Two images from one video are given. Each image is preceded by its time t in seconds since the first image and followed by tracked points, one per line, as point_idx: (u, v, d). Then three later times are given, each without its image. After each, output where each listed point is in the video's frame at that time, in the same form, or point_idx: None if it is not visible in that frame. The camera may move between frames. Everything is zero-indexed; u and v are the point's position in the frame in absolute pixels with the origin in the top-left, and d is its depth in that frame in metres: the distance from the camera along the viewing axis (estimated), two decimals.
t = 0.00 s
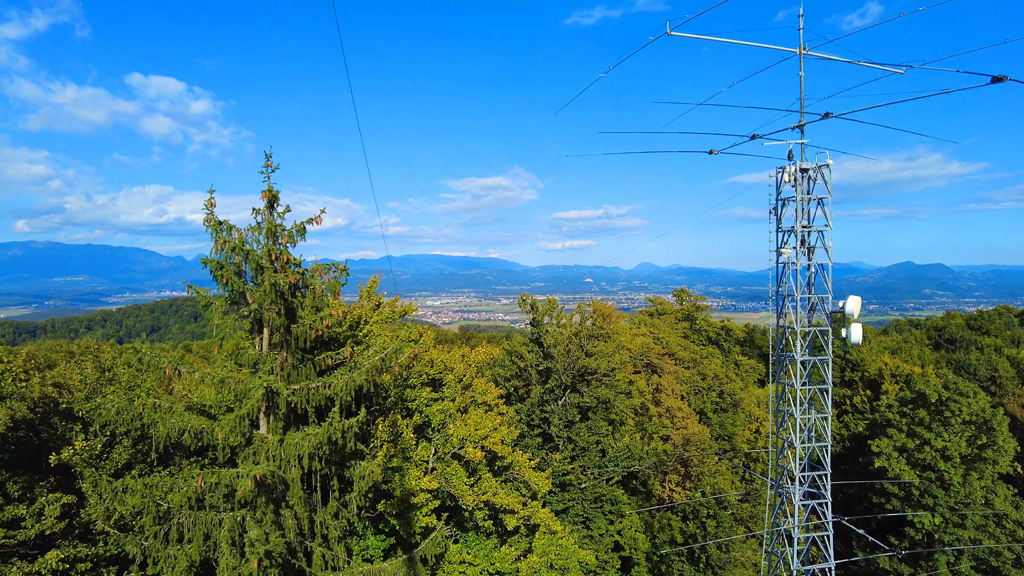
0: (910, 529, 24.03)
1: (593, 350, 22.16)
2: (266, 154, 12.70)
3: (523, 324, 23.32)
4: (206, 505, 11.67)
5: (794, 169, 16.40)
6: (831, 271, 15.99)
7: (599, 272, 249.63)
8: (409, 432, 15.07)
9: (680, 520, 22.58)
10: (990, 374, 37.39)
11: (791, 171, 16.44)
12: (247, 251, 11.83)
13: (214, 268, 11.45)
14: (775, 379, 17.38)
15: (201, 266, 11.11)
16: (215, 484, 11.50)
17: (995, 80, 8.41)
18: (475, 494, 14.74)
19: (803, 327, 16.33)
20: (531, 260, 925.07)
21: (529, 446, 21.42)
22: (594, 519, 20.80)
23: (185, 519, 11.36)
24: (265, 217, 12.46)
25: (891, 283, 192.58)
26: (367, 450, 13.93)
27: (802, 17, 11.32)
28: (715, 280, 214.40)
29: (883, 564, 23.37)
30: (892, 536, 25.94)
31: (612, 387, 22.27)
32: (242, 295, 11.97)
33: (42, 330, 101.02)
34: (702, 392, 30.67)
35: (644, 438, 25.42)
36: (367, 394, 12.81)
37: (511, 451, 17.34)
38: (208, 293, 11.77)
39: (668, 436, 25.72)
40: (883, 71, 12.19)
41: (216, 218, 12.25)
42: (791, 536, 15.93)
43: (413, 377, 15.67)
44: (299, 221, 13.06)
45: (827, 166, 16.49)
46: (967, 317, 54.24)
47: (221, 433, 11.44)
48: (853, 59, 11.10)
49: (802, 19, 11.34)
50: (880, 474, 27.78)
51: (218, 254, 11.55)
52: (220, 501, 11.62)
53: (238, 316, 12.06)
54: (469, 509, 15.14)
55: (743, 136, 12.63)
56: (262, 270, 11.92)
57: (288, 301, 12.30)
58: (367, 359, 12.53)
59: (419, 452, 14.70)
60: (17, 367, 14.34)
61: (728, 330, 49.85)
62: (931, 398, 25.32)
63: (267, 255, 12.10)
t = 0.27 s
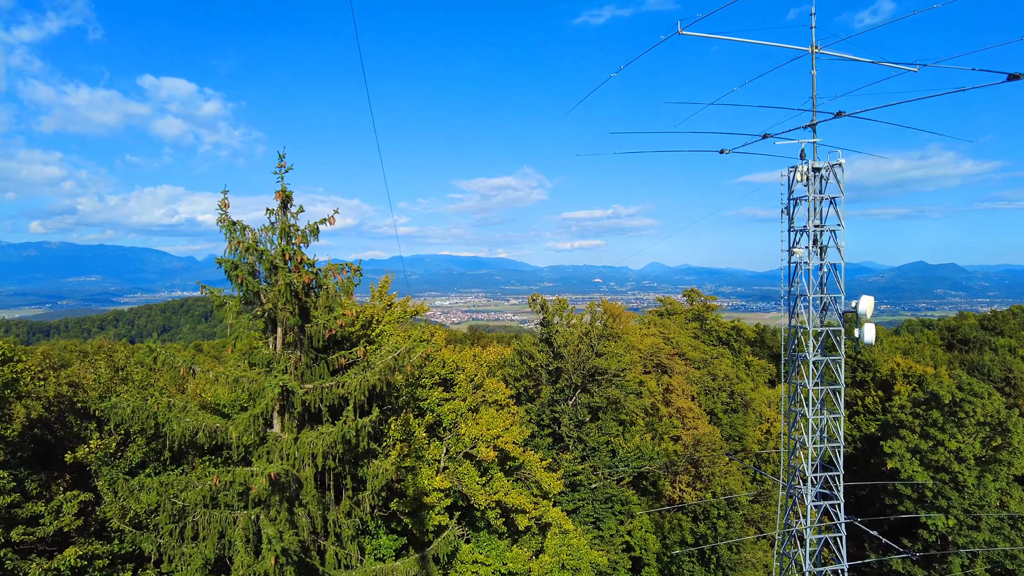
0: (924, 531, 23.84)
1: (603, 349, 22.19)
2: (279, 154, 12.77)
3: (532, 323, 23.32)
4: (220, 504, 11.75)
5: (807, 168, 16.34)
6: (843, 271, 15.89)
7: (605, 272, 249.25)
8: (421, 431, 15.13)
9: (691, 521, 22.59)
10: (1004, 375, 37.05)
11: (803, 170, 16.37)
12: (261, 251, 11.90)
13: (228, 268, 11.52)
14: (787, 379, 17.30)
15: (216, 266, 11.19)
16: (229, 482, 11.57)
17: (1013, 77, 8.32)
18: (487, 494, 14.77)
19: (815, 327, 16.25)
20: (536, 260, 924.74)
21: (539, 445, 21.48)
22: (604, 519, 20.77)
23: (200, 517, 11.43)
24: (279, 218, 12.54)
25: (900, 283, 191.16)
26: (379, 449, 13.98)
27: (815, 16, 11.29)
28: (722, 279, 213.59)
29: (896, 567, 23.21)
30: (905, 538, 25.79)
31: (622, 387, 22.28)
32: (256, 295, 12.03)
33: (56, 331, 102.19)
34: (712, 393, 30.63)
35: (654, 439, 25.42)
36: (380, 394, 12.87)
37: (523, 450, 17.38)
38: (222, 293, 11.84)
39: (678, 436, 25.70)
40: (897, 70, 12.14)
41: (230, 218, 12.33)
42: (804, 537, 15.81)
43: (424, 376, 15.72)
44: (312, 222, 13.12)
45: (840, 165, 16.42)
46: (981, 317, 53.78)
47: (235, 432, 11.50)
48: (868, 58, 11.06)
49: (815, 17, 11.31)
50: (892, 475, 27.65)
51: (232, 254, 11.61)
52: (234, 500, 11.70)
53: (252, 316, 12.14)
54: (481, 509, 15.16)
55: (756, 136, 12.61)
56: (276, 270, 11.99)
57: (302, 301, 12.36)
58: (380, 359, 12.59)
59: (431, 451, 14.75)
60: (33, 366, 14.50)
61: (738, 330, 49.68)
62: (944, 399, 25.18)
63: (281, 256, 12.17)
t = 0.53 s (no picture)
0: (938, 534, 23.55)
1: (613, 350, 22.20)
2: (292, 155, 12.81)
3: (543, 323, 23.56)
4: (233, 502, 11.81)
5: (819, 167, 16.26)
6: (856, 271, 15.78)
7: (613, 272, 248.87)
8: (433, 431, 15.17)
9: (702, 522, 22.56)
10: (1019, 375, 36.68)
11: (816, 169, 16.30)
12: (274, 251, 11.96)
13: (241, 268, 11.56)
14: (799, 380, 17.20)
15: (230, 266, 11.25)
16: (242, 481, 11.64)
17: None
18: (499, 493, 14.77)
19: (827, 327, 16.16)
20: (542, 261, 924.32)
21: (549, 446, 21.54)
22: (615, 519, 20.75)
23: (214, 516, 11.53)
24: (291, 218, 12.58)
25: (911, 283, 189.61)
26: (391, 448, 14.04)
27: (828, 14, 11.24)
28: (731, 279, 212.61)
29: (909, 569, 22.93)
30: (919, 540, 25.60)
31: (632, 387, 22.26)
32: (269, 295, 12.08)
33: (69, 330, 103.54)
34: (722, 393, 30.60)
35: (665, 439, 25.42)
36: (392, 393, 12.91)
37: (534, 450, 17.40)
38: (235, 293, 11.90)
39: (688, 437, 25.68)
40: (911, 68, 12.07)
41: (243, 219, 12.39)
42: (816, 539, 15.68)
43: (436, 376, 15.77)
44: (324, 222, 13.16)
45: (852, 164, 16.32)
46: (995, 317, 53.29)
47: (248, 431, 11.56)
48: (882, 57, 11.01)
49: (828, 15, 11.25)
50: (905, 477, 27.48)
51: (246, 254, 11.67)
52: (247, 498, 11.77)
53: (265, 315, 12.21)
54: (492, 508, 15.16)
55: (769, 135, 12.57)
56: (289, 270, 12.04)
57: (314, 300, 12.40)
58: (392, 359, 12.63)
59: (443, 451, 14.80)
60: (50, 365, 14.68)
61: (749, 331, 49.53)
62: (959, 400, 25.02)
63: (293, 256, 12.22)
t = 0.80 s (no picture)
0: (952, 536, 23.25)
1: (624, 349, 22.18)
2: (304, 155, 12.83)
3: (553, 323, 23.64)
4: (246, 500, 11.87)
5: (832, 166, 16.14)
6: (870, 270, 15.64)
7: (620, 272, 248.48)
8: (444, 430, 15.20)
9: (713, 522, 22.42)
10: None
11: (829, 168, 16.16)
12: (286, 250, 12.00)
13: (254, 267, 11.58)
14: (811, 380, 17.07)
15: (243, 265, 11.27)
16: (255, 479, 11.70)
17: None
18: (510, 493, 14.75)
19: (840, 327, 16.03)
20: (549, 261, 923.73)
21: (560, 445, 21.58)
22: (625, 519, 20.74)
23: (227, 514, 11.59)
24: (303, 217, 12.62)
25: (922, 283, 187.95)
26: (403, 447, 14.07)
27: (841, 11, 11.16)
28: (739, 279, 211.67)
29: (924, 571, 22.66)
30: (933, 542, 25.37)
31: (642, 387, 22.18)
32: (281, 294, 12.12)
33: (83, 330, 105.00)
34: (733, 393, 30.55)
35: (676, 439, 25.39)
36: (404, 392, 12.93)
37: (545, 450, 17.41)
38: (248, 292, 11.96)
39: (699, 437, 25.62)
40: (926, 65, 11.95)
41: (255, 218, 12.42)
42: (829, 540, 15.52)
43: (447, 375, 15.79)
44: (335, 221, 13.18)
45: (866, 162, 16.17)
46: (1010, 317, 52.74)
47: (261, 429, 11.61)
48: (898, 55, 10.91)
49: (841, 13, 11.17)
50: (919, 478, 27.27)
51: (258, 253, 11.72)
52: (259, 496, 11.82)
53: (277, 314, 12.25)
54: (503, 508, 15.13)
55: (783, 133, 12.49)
56: (301, 269, 12.07)
57: (326, 299, 12.43)
58: (404, 358, 12.65)
59: (454, 450, 14.83)
60: (65, 364, 14.83)
61: (760, 330, 49.33)
62: (974, 401, 24.83)
63: (305, 255, 12.26)
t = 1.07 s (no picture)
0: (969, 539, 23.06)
1: (637, 349, 22.12)
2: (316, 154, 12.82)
3: (565, 322, 23.69)
4: (259, 499, 11.93)
5: (847, 164, 15.96)
6: (885, 269, 15.44)
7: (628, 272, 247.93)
8: (457, 429, 15.22)
9: (725, 522, 22.33)
10: None
11: (844, 165, 15.99)
12: (299, 249, 12.03)
13: (267, 266, 11.63)
14: (825, 380, 16.91)
15: (256, 264, 11.31)
16: (269, 477, 11.76)
17: None
18: (523, 492, 14.74)
19: (855, 326, 15.86)
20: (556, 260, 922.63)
21: (571, 445, 21.64)
22: (637, 519, 20.83)
23: (241, 511, 11.69)
24: (316, 216, 12.63)
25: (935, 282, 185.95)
26: (415, 446, 14.10)
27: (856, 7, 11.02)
28: (748, 278, 210.37)
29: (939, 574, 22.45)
30: (949, 545, 25.12)
31: (655, 387, 21.96)
32: (294, 293, 12.15)
33: (99, 329, 106.44)
34: (745, 393, 30.48)
35: (687, 439, 25.33)
36: (416, 390, 12.94)
37: (558, 450, 17.41)
38: (261, 291, 12.00)
39: (711, 437, 25.54)
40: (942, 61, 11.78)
41: (268, 217, 12.44)
42: (844, 541, 15.34)
43: (459, 374, 15.81)
44: (348, 220, 13.17)
45: (882, 160, 15.97)
46: None
47: (274, 427, 11.67)
48: (917, 51, 10.77)
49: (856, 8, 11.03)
50: (935, 479, 27.01)
51: (272, 252, 11.75)
52: (273, 495, 11.89)
53: (290, 313, 12.29)
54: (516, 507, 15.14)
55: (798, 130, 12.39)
56: (314, 268, 12.08)
57: (339, 298, 12.44)
58: (416, 357, 12.66)
59: (467, 449, 14.85)
60: (82, 362, 14.96)
61: (773, 330, 49.06)
62: (992, 402, 24.52)
63: (318, 254, 12.27)
